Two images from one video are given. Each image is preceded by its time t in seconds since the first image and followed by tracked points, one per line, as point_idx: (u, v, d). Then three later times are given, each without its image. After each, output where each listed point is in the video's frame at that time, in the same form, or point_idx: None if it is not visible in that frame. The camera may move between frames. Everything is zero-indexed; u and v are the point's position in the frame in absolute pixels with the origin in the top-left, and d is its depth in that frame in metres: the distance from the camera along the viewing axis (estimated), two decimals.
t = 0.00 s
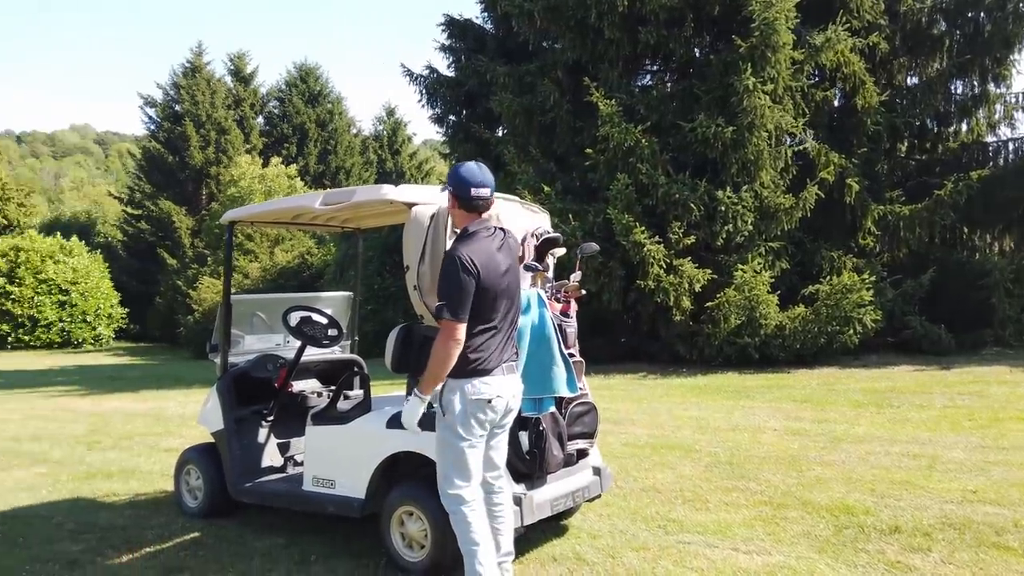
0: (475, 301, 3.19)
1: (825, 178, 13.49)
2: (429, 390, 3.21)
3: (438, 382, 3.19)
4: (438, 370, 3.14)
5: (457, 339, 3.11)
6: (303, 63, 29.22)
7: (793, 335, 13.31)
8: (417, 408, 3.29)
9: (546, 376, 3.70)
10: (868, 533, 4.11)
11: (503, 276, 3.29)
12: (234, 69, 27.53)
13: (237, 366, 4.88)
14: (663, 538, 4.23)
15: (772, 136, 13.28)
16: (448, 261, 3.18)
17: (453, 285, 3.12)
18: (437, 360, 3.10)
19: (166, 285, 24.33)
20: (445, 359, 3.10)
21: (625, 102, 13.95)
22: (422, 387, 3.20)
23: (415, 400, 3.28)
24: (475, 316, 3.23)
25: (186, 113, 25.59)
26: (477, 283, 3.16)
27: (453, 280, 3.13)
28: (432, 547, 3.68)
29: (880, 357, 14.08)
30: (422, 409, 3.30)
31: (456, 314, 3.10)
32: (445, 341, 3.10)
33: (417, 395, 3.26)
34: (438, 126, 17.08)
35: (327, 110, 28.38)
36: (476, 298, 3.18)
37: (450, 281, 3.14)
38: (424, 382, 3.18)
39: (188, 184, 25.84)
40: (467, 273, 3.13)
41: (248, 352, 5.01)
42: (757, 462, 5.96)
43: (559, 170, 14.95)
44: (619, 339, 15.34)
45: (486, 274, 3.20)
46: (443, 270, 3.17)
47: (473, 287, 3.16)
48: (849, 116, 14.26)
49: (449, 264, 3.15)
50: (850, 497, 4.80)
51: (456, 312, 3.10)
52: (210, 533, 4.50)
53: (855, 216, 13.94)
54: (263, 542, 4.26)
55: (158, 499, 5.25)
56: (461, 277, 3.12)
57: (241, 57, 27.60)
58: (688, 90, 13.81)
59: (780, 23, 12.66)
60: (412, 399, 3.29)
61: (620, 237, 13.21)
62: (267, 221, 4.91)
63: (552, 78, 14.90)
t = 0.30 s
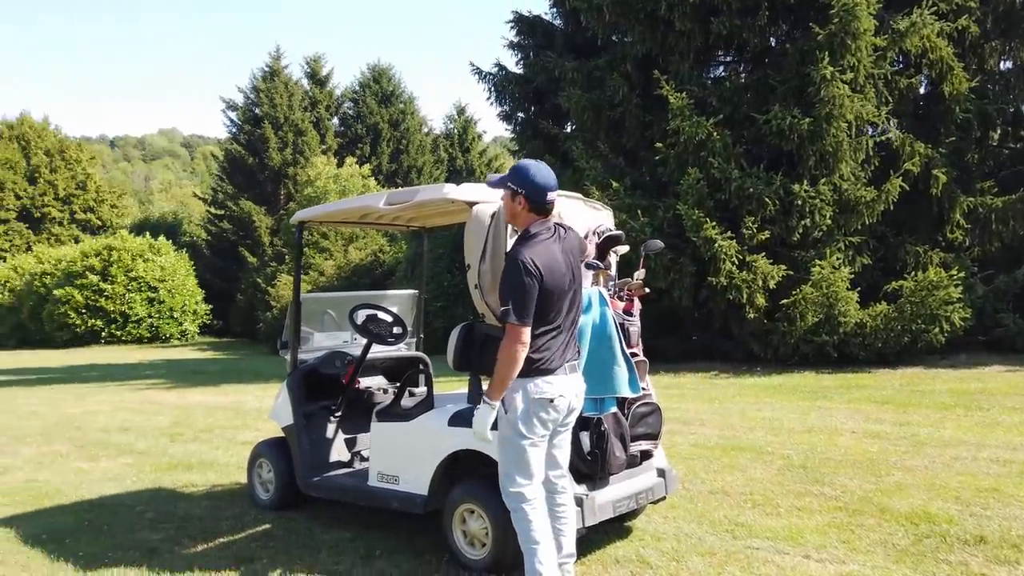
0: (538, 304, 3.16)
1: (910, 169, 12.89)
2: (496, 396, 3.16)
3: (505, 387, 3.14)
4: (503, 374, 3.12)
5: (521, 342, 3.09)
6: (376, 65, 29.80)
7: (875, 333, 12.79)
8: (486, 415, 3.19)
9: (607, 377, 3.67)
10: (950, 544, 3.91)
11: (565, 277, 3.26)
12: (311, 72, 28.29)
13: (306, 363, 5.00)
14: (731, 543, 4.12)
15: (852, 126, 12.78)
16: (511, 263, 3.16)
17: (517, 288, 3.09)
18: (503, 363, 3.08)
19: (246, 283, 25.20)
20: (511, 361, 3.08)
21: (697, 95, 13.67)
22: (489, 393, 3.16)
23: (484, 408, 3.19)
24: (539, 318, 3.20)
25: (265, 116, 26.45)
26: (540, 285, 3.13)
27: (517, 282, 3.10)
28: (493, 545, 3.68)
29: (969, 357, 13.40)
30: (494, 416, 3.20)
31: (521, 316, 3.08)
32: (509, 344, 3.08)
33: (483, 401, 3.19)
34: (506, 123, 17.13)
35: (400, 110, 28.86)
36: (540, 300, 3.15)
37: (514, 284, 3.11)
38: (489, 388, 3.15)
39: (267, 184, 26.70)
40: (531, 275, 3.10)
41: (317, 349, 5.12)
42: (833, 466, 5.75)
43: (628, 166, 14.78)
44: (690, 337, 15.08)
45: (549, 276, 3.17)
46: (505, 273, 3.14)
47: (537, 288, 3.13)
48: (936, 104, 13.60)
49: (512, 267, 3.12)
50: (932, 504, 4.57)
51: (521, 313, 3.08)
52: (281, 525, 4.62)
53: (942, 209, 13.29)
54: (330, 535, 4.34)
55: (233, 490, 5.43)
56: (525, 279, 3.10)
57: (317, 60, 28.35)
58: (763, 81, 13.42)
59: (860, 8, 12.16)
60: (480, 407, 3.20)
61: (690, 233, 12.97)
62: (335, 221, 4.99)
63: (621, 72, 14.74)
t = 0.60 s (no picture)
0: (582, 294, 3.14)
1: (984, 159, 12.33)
2: (545, 388, 3.12)
3: (553, 379, 3.11)
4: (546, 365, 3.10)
5: (565, 332, 3.07)
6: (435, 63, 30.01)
7: (944, 331, 12.30)
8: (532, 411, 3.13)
9: (650, 372, 3.64)
10: (1014, 549, 3.73)
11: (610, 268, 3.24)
12: (371, 71, 28.72)
13: (355, 356, 5.08)
14: (779, 543, 4.02)
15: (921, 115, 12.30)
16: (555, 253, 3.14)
17: (561, 278, 3.08)
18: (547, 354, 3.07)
19: (308, 279, 25.76)
20: (555, 351, 3.06)
21: (757, 85, 13.34)
22: (537, 385, 3.12)
23: (534, 403, 3.13)
24: (584, 309, 3.18)
25: (327, 115, 26.96)
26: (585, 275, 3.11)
27: (561, 271, 3.08)
28: (535, 538, 3.68)
29: None
30: (544, 410, 3.13)
31: (565, 306, 3.06)
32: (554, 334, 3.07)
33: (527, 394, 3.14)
34: (562, 118, 17.02)
35: (458, 107, 29.02)
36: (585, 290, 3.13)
37: (559, 273, 3.09)
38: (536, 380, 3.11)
39: (329, 182, 27.19)
40: (575, 265, 3.08)
41: (366, 342, 5.19)
42: (893, 466, 5.55)
43: (685, 159, 14.56)
44: (750, 334, 14.78)
45: (594, 266, 3.15)
46: (549, 263, 3.13)
47: (582, 279, 3.11)
48: (1014, 90, 12.97)
49: (557, 256, 3.11)
50: (997, 507, 4.37)
51: (566, 303, 3.06)
52: (329, 514, 4.71)
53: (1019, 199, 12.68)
54: (376, 525, 4.40)
55: (286, 480, 5.56)
56: (569, 268, 3.08)
57: (377, 59, 28.76)
58: (827, 70, 13.02)
59: None
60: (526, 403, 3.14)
61: (749, 227, 12.69)
62: (383, 216, 5.05)
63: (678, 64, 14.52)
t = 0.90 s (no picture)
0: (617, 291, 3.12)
1: None
2: (565, 378, 3.10)
3: (576, 372, 3.09)
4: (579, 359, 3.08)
5: (599, 327, 3.05)
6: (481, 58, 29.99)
7: (1000, 328, 11.90)
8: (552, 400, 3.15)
9: (674, 368, 3.61)
10: None
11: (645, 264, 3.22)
12: (417, 69, 28.95)
13: (387, 351, 5.15)
14: (810, 544, 3.96)
15: (978, 104, 11.92)
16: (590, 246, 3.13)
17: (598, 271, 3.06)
18: (580, 347, 3.05)
19: (356, 275, 26.14)
20: (589, 345, 3.04)
21: (804, 76, 13.03)
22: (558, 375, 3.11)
23: (551, 391, 3.18)
24: (619, 305, 3.16)
25: (374, 113, 27.29)
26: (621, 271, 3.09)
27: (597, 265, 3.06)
28: (559, 535, 3.68)
29: None
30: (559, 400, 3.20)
31: (601, 300, 3.04)
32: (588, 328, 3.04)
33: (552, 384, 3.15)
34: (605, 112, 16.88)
35: (503, 103, 29.01)
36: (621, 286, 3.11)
37: (595, 267, 3.07)
38: (558, 371, 3.09)
39: (376, 179, 27.51)
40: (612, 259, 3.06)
41: (398, 338, 5.25)
42: (936, 467, 5.40)
43: (730, 153, 14.34)
44: (797, 330, 14.50)
45: (630, 262, 3.13)
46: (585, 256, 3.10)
47: (618, 273, 3.09)
48: None
49: (593, 250, 3.08)
50: None
51: (600, 297, 3.04)
52: (361, 507, 4.79)
53: None
54: (405, 519, 4.46)
55: (321, 472, 5.68)
56: (606, 262, 3.06)
57: (423, 57, 28.96)
58: (878, 59, 12.68)
59: None
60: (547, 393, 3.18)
61: (794, 221, 12.45)
62: (413, 214, 5.07)
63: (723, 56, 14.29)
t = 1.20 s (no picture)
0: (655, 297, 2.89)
1: None
2: (595, 386, 2.94)
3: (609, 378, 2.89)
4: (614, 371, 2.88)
5: (637, 336, 2.83)
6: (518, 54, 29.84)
7: None
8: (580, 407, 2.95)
9: (691, 367, 3.54)
10: None
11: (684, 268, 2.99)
12: (455, 65, 29.06)
13: (409, 347, 5.21)
14: (830, 545, 3.90)
15: None
16: (627, 248, 2.89)
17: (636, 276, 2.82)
18: (616, 358, 2.84)
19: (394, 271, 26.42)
20: (626, 355, 2.83)
21: (843, 68, 12.75)
22: (588, 383, 2.93)
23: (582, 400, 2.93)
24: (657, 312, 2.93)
25: (412, 110, 27.52)
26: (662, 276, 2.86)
27: (635, 269, 2.83)
28: (572, 532, 3.69)
29: None
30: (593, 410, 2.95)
31: (639, 307, 2.81)
32: (625, 337, 2.83)
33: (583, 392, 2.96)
34: (639, 107, 16.75)
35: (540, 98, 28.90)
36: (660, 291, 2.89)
37: (634, 270, 2.83)
38: (589, 377, 2.92)
39: (414, 176, 27.71)
40: (653, 264, 2.82)
41: (420, 334, 5.32)
42: (968, 468, 5.27)
43: (767, 147, 14.12)
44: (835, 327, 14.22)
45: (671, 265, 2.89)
46: (621, 259, 2.87)
47: (659, 278, 2.85)
48: None
49: (632, 252, 2.85)
50: None
51: (639, 304, 2.81)
52: (382, 500, 4.86)
53: None
54: (424, 513, 4.51)
55: (346, 466, 5.77)
56: (646, 266, 2.82)
57: (461, 53, 29.06)
58: (921, 49, 12.39)
59: None
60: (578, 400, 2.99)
61: (831, 216, 12.22)
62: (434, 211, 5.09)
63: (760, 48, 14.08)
